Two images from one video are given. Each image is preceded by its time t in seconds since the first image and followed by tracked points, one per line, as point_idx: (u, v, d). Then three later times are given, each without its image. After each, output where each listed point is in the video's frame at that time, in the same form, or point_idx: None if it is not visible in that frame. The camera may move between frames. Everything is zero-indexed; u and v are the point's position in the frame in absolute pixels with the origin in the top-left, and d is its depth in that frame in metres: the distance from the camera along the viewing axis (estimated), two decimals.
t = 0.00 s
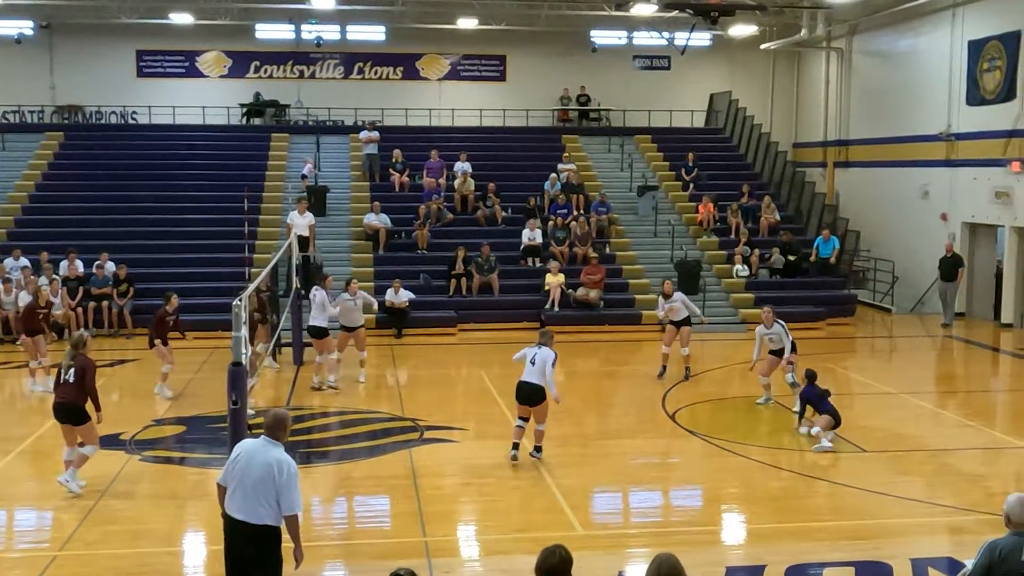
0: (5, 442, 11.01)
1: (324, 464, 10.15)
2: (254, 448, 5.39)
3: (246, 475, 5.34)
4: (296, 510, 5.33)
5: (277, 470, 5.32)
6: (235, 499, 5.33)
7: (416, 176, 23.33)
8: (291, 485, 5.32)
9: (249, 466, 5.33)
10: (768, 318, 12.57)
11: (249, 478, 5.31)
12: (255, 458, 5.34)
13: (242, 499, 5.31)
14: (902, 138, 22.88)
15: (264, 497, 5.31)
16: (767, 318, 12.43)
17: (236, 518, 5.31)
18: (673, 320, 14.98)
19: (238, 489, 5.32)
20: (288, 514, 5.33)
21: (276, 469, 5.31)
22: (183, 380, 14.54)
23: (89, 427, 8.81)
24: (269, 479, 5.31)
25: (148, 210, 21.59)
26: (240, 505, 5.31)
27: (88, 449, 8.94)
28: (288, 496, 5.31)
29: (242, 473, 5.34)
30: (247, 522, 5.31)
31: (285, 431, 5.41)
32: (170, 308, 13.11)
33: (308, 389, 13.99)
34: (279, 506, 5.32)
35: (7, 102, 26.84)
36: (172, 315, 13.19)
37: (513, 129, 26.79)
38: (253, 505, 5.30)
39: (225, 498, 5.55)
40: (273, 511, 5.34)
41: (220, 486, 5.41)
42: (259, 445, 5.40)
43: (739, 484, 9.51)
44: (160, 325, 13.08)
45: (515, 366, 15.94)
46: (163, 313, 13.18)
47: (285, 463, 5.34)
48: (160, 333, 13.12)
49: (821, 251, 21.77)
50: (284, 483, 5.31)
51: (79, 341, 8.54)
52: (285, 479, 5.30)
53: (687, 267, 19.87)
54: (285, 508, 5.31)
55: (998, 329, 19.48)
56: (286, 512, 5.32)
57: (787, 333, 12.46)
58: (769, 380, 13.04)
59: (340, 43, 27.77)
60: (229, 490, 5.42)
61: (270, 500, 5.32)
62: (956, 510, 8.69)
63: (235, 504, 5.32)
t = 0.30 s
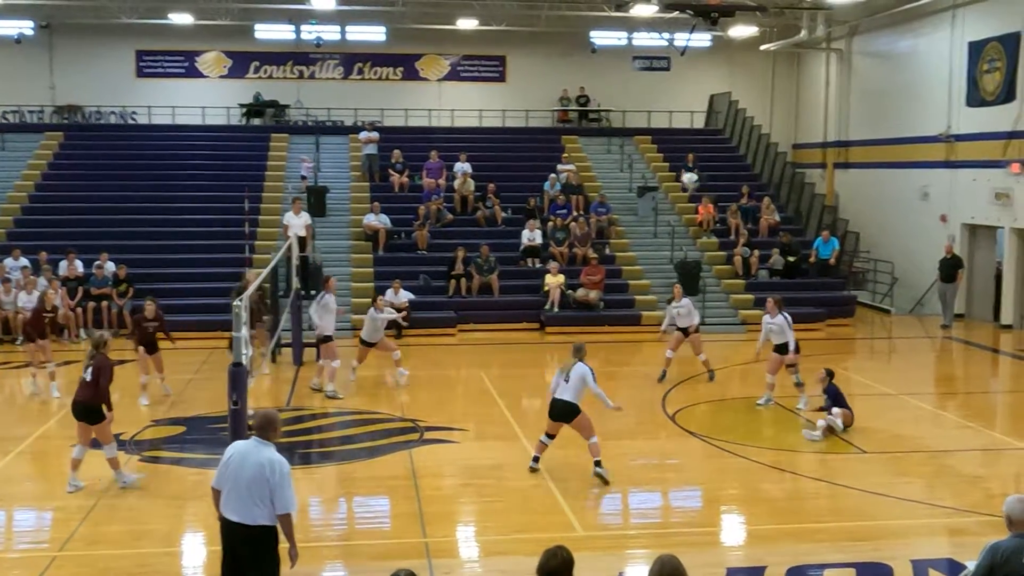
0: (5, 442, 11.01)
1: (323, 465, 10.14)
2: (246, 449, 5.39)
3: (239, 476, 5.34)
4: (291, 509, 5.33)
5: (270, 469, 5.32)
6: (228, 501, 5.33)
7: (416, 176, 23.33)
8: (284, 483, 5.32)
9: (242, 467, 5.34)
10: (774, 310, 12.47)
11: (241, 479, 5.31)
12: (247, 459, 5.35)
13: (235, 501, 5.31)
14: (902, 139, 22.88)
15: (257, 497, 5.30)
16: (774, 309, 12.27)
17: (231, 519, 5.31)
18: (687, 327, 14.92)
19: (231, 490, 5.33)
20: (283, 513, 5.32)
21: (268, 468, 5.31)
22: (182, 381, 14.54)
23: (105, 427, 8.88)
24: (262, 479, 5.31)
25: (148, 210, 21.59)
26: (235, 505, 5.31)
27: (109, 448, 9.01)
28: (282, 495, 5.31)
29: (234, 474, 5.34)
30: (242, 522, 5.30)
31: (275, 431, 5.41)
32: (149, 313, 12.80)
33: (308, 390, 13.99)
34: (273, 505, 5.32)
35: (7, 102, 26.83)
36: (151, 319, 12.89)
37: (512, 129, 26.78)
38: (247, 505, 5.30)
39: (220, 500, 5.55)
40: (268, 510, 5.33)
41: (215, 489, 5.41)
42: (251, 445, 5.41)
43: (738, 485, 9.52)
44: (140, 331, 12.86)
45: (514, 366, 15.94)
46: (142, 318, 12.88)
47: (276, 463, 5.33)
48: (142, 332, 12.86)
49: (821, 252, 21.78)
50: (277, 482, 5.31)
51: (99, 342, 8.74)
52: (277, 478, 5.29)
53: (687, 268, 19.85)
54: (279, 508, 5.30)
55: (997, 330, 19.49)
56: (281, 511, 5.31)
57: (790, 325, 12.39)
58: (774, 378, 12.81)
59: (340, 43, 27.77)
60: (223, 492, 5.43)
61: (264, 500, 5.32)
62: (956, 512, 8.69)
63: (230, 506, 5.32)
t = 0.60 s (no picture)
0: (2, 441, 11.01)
1: (321, 464, 10.14)
2: (225, 449, 5.38)
3: (220, 476, 5.34)
4: (274, 505, 5.32)
5: (249, 466, 5.31)
6: (213, 502, 5.34)
7: (415, 176, 23.33)
8: (265, 479, 5.31)
9: (223, 466, 5.33)
10: (780, 310, 12.40)
11: (223, 479, 5.31)
12: (226, 458, 5.34)
13: (220, 501, 5.32)
14: (900, 139, 22.91)
15: (240, 495, 5.30)
16: (781, 310, 12.17)
17: (217, 519, 5.32)
18: (692, 322, 14.95)
19: (214, 491, 5.33)
20: (267, 508, 5.32)
21: (248, 465, 5.30)
22: (180, 380, 14.54)
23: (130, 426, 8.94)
24: (242, 477, 5.30)
25: (147, 209, 21.58)
26: (220, 506, 5.32)
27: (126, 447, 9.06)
28: (264, 491, 5.30)
29: (215, 474, 5.34)
30: (228, 521, 5.32)
31: (252, 427, 5.38)
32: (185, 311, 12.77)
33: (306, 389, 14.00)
34: (257, 502, 5.31)
35: (5, 101, 26.80)
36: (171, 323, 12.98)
37: (511, 129, 26.79)
38: (230, 504, 5.31)
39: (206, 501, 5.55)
40: (253, 507, 5.33)
41: (199, 490, 5.42)
42: (230, 444, 5.39)
43: (737, 484, 9.52)
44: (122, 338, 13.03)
45: (512, 366, 15.95)
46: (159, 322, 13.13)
47: (256, 459, 5.32)
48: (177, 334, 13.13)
49: (819, 251, 21.67)
50: (258, 478, 5.30)
51: (131, 341, 8.74)
52: (257, 475, 5.28)
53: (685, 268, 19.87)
54: (262, 504, 5.30)
55: (995, 330, 19.53)
56: (264, 507, 5.31)
57: (795, 325, 12.35)
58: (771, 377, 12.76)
59: (338, 42, 27.77)
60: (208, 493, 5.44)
61: (247, 497, 5.32)
62: (954, 511, 8.70)
63: (215, 506, 5.34)
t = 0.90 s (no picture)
0: None
1: (318, 462, 10.13)
2: (202, 445, 5.40)
3: (199, 471, 5.34)
4: (253, 497, 5.31)
5: (226, 460, 5.32)
6: (193, 499, 5.34)
7: (411, 173, 23.30)
8: (243, 472, 5.31)
9: (201, 462, 5.34)
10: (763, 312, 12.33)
11: (201, 474, 5.32)
12: (204, 453, 5.35)
13: (200, 498, 5.33)
14: (896, 137, 22.93)
15: (218, 489, 5.30)
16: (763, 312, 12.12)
17: (196, 516, 5.31)
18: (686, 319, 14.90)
19: (192, 488, 5.34)
20: (246, 502, 5.32)
21: (226, 458, 5.31)
22: (177, 377, 14.52)
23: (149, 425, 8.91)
24: (220, 470, 5.31)
25: (144, 206, 21.55)
26: (199, 503, 5.31)
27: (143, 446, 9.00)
28: (242, 484, 5.30)
29: (193, 471, 5.35)
30: (208, 518, 5.31)
31: (230, 422, 5.40)
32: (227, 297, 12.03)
33: (302, 386, 13.98)
34: (235, 496, 5.31)
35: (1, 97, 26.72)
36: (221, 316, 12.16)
37: (508, 126, 26.76)
38: (209, 500, 5.31)
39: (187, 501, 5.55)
40: (232, 502, 5.32)
41: (178, 490, 5.43)
42: (208, 440, 5.41)
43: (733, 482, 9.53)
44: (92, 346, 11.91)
45: (509, 363, 15.95)
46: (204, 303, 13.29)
47: (234, 452, 5.33)
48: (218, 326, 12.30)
49: (816, 250, 21.66)
50: (235, 471, 5.30)
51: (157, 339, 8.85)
52: (235, 468, 5.29)
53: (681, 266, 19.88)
54: (241, 497, 5.29)
55: (991, 328, 19.56)
56: (243, 500, 5.31)
57: (778, 329, 12.32)
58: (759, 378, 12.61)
59: (335, 40, 27.75)
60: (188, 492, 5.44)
61: (226, 492, 5.31)
62: (950, 509, 8.72)
63: (195, 504, 5.34)
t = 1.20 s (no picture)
0: None
1: (307, 459, 10.08)
2: (182, 445, 5.32)
3: (179, 472, 5.29)
4: (235, 498, 5.27)
5: (207, 461, 5.25)
6: (174, 499, 5.30)
7: (402, 171, 23.23)
8: (225, 474, 5.26)
9: (181, 463, 5.28)
10: (738, 308, 12.24)
11: (182, 475, 5.26)
12: (184, 454, 5.28)
13: (181, 499, 5.28)
14: (886, 135, 23.00)
15: (199, 491, 5.25)
16: (740, 307, 12.05)
17: (178, 516, 5.29)
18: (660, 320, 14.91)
19: (173, 488, 5.29)
20: (227, 503, 5.28)
21: (206, 460, 5.25)
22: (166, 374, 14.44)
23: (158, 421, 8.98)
24: (201, 471, 5.25)
25: (133, 203, 21.43)
26: (181, 503, 5.27)
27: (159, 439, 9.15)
28: (223, 486, 5.25)
29: (174, 471, 5.30)
30: (189, 518, 5.27)
31: (210, 421, 5.31)
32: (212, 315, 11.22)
33: (292, 383, 13.93)
34: (217, 497, 5.27)
35: None
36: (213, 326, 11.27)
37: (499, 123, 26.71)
38: (191, 501, 5.26)
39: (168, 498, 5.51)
40: (214, 503, 5.29)
41: (159, 489, 5.38)
42: (189, 440, 5.33)
43: (722, 480, 9.53)
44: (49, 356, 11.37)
45: (499, 361, 15.92)
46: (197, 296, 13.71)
47: (215, 453, 5.27)
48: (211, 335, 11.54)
49: (805, 247, 21.76)
50: (217, 473, 5.25)
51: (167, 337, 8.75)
52: (215, 470, 5.23)
53: (671, 263, 19.89)
54: (223, 498, 5.25)
55: (980, 326, 19.62)
56: (225, 501, 5.27)
57: (756, 321, 12.26)
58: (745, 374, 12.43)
59: (324, 36, 27.66)
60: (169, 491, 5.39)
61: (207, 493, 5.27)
62: (939, 506, 8.74)
63: (176, 504, 5.29)
